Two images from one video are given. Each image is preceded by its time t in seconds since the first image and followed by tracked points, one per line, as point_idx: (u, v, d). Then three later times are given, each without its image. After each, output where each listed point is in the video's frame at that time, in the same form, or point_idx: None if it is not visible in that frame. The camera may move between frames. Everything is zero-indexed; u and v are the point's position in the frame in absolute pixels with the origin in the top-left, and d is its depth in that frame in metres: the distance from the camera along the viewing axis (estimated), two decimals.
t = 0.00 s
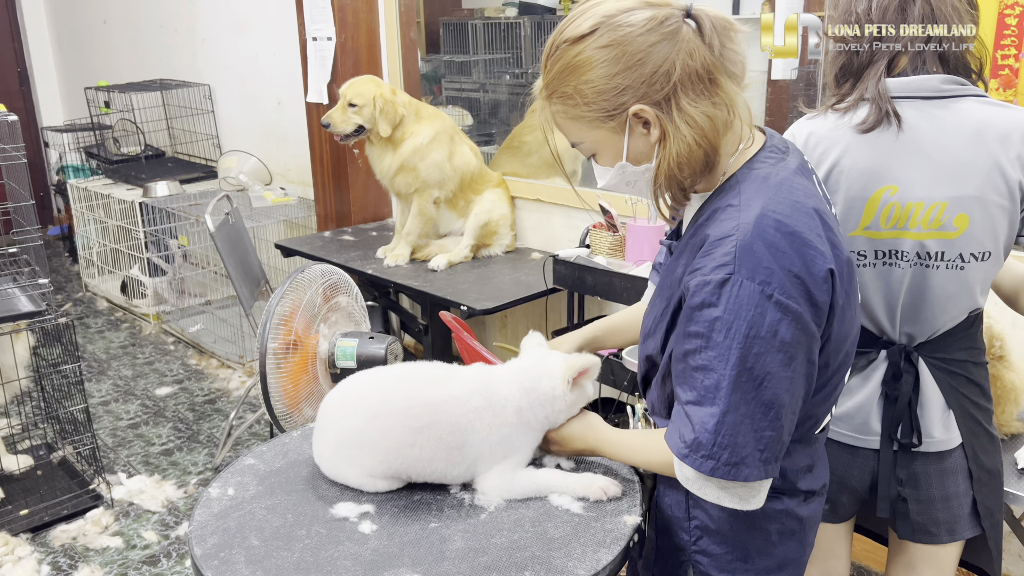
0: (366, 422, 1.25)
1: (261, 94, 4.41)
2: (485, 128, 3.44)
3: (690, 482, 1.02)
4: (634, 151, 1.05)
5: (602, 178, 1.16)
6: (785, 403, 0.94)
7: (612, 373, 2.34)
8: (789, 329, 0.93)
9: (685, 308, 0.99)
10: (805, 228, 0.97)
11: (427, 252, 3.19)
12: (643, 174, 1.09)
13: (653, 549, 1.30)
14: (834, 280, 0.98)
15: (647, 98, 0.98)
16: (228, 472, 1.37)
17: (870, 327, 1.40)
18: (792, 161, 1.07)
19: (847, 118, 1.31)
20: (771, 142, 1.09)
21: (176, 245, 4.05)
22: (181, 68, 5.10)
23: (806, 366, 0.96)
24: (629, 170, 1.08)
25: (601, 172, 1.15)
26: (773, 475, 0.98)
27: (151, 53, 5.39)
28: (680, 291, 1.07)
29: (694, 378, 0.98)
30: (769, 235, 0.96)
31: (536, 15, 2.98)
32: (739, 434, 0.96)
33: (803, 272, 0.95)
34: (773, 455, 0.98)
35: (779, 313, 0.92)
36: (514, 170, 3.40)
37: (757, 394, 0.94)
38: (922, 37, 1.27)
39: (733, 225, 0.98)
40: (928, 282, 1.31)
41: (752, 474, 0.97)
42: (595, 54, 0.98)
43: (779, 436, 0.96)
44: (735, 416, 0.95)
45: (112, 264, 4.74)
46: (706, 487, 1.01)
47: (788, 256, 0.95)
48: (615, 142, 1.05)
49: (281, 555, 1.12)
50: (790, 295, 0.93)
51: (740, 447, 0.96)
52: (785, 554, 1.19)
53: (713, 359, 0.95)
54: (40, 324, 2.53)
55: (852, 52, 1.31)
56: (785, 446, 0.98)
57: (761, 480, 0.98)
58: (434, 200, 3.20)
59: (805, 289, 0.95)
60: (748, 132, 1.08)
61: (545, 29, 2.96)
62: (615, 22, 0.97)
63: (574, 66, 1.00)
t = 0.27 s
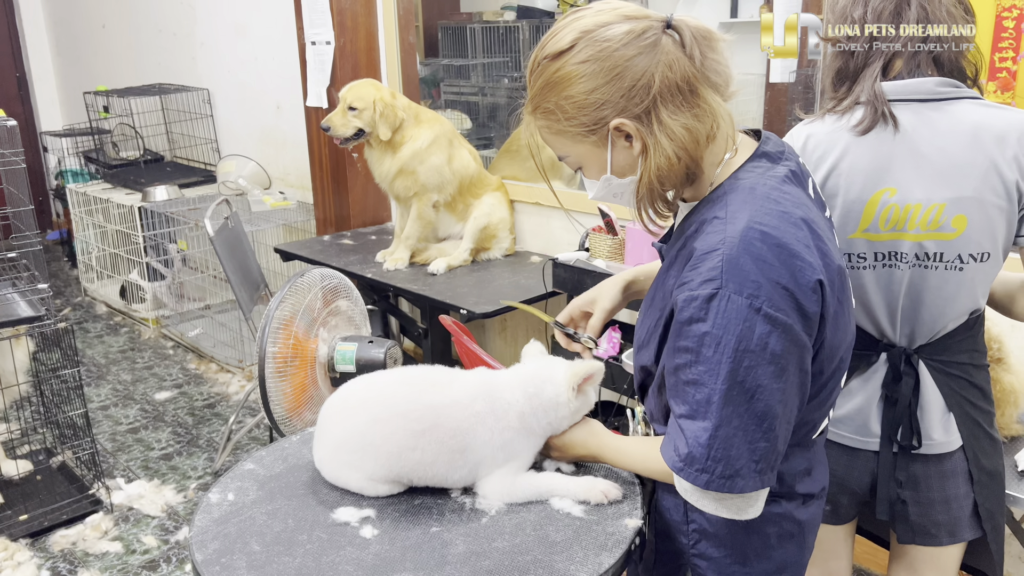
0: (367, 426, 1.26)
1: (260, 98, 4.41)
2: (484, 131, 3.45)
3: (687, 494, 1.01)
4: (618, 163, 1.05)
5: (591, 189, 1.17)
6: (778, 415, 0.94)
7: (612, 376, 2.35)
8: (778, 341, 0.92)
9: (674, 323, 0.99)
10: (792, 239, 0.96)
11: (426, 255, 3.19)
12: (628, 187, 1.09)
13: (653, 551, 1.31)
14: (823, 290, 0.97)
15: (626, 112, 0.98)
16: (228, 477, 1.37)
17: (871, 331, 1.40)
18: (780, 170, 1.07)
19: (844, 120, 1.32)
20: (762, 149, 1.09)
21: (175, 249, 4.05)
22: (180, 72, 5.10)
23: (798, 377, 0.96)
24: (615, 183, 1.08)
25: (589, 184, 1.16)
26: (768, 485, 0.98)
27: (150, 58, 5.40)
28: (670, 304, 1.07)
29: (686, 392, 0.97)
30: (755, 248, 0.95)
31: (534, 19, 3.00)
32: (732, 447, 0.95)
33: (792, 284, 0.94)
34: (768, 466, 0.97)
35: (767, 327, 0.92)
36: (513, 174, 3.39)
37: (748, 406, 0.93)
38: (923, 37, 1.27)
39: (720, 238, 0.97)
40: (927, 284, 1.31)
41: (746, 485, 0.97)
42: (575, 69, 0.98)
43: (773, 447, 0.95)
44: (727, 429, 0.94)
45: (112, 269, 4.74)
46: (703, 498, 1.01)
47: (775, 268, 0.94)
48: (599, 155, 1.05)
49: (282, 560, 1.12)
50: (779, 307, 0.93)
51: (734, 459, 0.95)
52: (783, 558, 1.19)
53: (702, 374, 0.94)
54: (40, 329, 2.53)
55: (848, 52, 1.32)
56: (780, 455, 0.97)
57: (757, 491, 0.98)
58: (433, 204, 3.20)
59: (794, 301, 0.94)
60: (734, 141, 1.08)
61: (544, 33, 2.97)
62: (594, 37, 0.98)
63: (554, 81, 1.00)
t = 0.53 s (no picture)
0: (367, 427, 1.26)
1: (259, 101, 4.42)
2: (482, 134, 3.45)
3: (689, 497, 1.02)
4: (612, 168, 1.06)
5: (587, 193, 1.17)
6: (776, 417, 0.94)
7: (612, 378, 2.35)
8: (775, 344, 0.92)
9: (672, 326, 0.99)
10: (789, 242, 0.96)
11: (425, 258, 3.19)
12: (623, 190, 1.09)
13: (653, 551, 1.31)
14: (820, 292, 0.97)
15: (619, 116, 0.99)
16: (228, 479, 1.37)
17: (873, 331, 1.40)
18: (777, 172, 1.07)
19: (842, 121, 1.33)
20: (758, 152, 1.10)
21: (174, 252, 4.05)
22: (178, 76, 5.11)
23: (796, 378, 0.96)
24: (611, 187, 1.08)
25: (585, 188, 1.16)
26: (766, 487, 0.98)
27: (149, 62, 5.41)
28: (667, 307, 1.07)
29: (684, 395, 0.97)
30: (752, 251, 0.95)
31: (532, 21, 3.01)
32: (731, 450, 0.95)
33: (788, 287, 0.94)
34: (766, 468, 0.97)
35: (765, 329, 0.92)
36: (512, 175, 3.39)
37: (747, 409, 0.94)
38: (923, 37, 1.28)
39: (717, 241, 0.98)
40: (929, 282, 1.32)
41: (745, 487, 0.97)
42: (568, 74, 0.99)
43: (772, 449, 0.96)
44: (725, 432, 0.94)
45: (110, 272, 4.74)
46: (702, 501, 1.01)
47: (772, 271, 0.94)
48: (594, 160, 1.05)
49: (283, 561, 1.12)
50: (776, 310, 0.93)
51: (733, 462, 0.96)
52: (782, 559, 1.19)
53: (700, 377, 0.95)
54: (39, 332, 2.53)
55: (840, 51, 1.32)
56: (778, 457, 0.98)
57: (755, 493, 0.98)
58: (432, 207, 3.20)
59: (791, 304, 0.94)
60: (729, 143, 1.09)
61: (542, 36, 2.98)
62: (587, 42, 0.98)
63: (548, 87, 1.01)
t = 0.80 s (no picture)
0: (366, 430, 1.26)
1: (257, 103, 4.42)
2: (481, 135, 3.46)
3: (688, 499, 1.02)
4: (611, 171, 1.06)
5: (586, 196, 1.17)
6: (775, 419, 0.94)
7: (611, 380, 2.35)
8: (774, 346, 0.92)
9: (670, 328, 0.99)
10: (787, 244, 0.96)
11: (424, 259, 3.18)
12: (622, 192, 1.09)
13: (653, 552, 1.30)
14: (818, 294, 0.97)
15: (617, 120, 0.99)
16: (227, 482, 1.36)
17: (872, 332, 1.40)
18: (776, 174, 1.07)
19: (835, 124, 1.33)
20: (757, 153, 1.10)
21: (173, 254, 4.05)
22: (176, 77, 5.10)
23: (795, 380, 0.96)
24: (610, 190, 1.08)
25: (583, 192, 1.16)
26: (765, 489, 0.98)
27: (147, 63, 5.40)
28: (666, 310, 1.07)
29: (683, 398, 0.97)
30: (750, 253, 0.95)
31: (531, 23, 3.01)
32: (729, 452, 0.95)
33: (787, 289, 0.94)
34: (765, 470, 0.97)
35: (763, 331, 0.92)
36: (511, 176, 3.39)
37: (745, 411, 0.93)
38: (922, 37, 1.29)
39: (715, 244, 0.97)
40: (926, 283, 1.31)
41: (744, 490, 0.97)
42: (566, 78, 0.99)
43: (771, 452, 0.95)
44: (724, 434, 0.94)
45: (109, 274, 4.74)
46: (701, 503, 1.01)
47: (771, 273, 0.94)
48: (592, 164, 1.05)
49: (281, 564, 1.12)
50: (774, 312, 0.93)
51: (731, 464, 0.95)
52: (782, 560, 1.19)
53: (699, 380, 0.94)
54: (37, 334, 2.53)
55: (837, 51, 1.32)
56: (777, 460, 0.98)
57: (755, 495, 0.98)
58: (431, 208, 3.20)
59: (790, 306, 0.94)
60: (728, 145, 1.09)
61: (540, 37, 2.98)
62: (584, 46, 0.98)
63: (546, 91, 1.01)
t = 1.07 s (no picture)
0: (363, 431, 1.25)
1: (254, 104, 4.41)
2: (478, 135, 3.45)
3: (686, 500, 1.02)
4: (610, 170, 1.05)
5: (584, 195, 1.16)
6: (774, 420, 0.94)
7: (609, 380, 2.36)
8: (773, 346, 0.92)
9: (669, 328, 0.98)
10: (787, 243, 0.96)
11: (421, 260, 3.18)
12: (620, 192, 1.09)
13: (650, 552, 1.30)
14: (818, 294, 0.97)
15: (615, 119, 0.98)
16: (224, 483, 1.36)
17: (867, 330, 1.40)
18: (775, 173, 1.07)
19: (825, 124, 1.33)
20: (757, 152, 1.09)
21: (170, 255, 4.04)
22: (173, 78, 5.09)
23: (794, 380, 0.95)
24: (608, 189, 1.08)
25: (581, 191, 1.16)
26: (765, 489, 0.97)
27: (143, 64, 5.39)
28: (665, 309, 1.07)
29: (682, 398, 0.97)
30: (750, 253, 0.95)
31: (528, 23, 3.01)
32: (728, 453, 0.95)
33: (786, 288, 0.94)
34: (764, 470, 0.97)
35: (762, 331, 0.92)
36: (508, 177, 3.38)
37: (745, 412, 0.93)
38: (921, 36, 1.29)
39: (714, 243, 0.97)
40: (917, 280, 1.31)
41: (743, 490, 0.96)
42: (564, 76, 0.98)
43: (770, 452, 0.95)
44: (723, 435, 0.94)
45: (106, 275, 4.73)
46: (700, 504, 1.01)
47: (770, 273, 0.94)
48: (591, 163, 1.05)
49: (279, 566, 1.11)
50: (773, 312, 0.92)
51: (730, 465, 0.95)
52: (781, 560, 1.19)
53: (698, 380, 0.94)
54: (33, 336, 2.52)
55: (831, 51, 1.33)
56: (776, 460, 0.97)
57: (754, 495, 0.97)
58: (428, 208, 3.20)
59: (789, 305, 0.94)
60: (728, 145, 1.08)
61: (537, 37, 2.98)
62: (582, 44, 0.98)
63: (544, 90, 1.01)
